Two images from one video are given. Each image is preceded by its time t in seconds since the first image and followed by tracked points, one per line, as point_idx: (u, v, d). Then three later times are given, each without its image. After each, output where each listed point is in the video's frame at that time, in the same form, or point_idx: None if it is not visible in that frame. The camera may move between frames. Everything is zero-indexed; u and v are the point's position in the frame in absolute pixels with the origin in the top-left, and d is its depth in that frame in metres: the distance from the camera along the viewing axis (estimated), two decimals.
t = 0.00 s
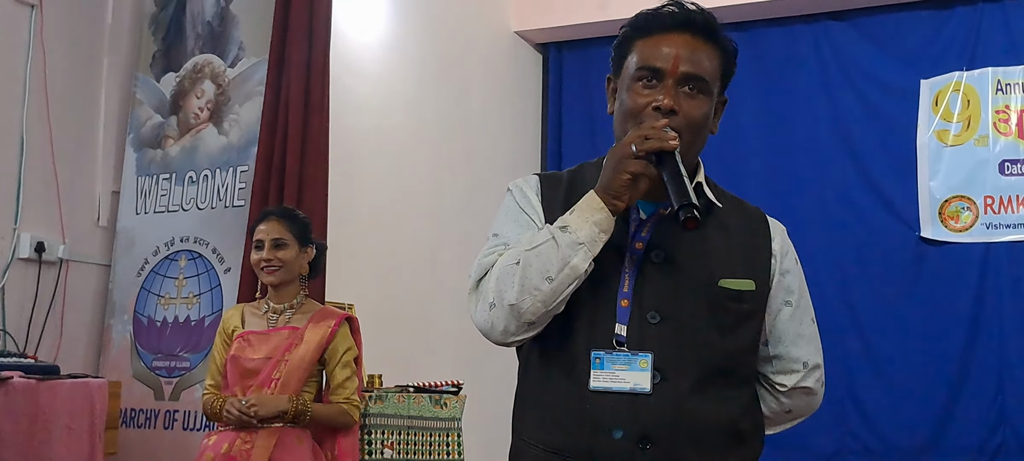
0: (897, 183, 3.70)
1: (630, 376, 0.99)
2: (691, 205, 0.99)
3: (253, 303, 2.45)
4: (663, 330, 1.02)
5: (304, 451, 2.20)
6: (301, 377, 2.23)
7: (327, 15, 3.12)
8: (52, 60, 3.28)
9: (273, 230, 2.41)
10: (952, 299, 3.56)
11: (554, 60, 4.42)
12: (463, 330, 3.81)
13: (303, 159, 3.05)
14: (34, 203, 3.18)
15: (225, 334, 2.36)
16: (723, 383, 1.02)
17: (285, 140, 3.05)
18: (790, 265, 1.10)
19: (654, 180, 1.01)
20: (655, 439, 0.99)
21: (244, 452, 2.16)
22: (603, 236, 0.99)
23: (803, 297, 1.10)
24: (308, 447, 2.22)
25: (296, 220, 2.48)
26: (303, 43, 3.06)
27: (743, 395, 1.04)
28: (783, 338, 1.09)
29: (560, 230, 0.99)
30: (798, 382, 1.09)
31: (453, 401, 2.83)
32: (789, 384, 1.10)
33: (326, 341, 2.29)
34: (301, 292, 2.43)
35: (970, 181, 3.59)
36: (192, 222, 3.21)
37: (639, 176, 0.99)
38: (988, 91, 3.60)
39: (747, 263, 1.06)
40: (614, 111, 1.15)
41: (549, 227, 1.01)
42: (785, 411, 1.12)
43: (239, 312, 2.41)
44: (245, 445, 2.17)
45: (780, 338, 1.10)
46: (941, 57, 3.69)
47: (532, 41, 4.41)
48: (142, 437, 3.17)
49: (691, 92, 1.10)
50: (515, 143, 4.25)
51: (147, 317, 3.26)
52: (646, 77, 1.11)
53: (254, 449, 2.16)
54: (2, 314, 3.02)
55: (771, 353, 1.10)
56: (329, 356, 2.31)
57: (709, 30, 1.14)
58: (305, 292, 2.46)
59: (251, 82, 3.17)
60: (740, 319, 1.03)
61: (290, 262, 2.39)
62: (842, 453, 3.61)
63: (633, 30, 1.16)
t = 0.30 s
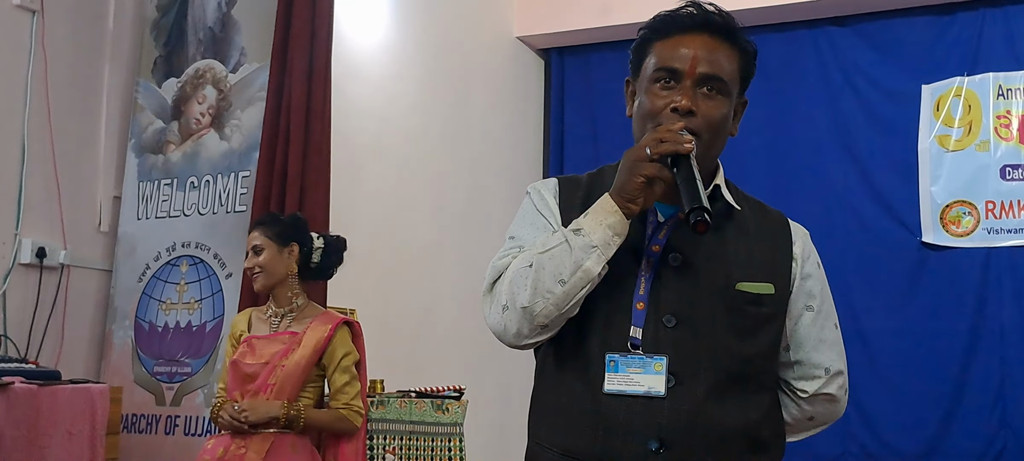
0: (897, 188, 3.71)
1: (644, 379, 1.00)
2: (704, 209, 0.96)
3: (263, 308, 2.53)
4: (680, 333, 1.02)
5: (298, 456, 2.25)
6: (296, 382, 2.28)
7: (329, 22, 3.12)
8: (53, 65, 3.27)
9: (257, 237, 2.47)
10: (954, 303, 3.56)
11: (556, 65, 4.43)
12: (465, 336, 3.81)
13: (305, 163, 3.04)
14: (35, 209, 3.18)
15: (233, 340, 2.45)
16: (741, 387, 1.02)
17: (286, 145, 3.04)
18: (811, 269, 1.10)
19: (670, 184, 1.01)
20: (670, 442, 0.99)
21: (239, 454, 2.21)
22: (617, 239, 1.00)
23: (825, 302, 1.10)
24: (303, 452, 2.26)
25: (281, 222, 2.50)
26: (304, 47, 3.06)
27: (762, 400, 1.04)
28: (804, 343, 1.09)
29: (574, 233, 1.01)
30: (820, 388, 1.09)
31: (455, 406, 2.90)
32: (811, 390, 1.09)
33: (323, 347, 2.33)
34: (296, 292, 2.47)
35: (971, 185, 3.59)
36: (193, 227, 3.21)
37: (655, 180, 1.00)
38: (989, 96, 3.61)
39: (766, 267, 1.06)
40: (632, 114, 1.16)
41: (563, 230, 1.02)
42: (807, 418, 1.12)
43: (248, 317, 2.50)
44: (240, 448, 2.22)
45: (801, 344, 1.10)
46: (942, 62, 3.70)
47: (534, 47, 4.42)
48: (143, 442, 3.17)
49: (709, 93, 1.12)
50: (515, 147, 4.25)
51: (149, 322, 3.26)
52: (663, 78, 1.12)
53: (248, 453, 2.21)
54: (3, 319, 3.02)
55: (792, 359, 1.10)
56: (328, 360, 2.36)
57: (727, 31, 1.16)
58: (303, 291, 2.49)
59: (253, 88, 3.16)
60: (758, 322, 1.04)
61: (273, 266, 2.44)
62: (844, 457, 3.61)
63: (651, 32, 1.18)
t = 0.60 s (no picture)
0: (899, 191, 3.70)
1: (658, 376, 1.02)
2: (711, 202, 0.97)
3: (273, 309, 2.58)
4: (694, 331, 1.04)
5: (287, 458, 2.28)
6: (285, 384, 2.30)
7: (331, 25, 3.12)
8: (56, 68, 3.27)
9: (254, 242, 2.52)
10: (955, 307, 3.56)
11: (557, 68, 4.43)
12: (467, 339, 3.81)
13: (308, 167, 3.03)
14: (37, 212, 3.18)
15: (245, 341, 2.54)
16: (757, 387, 1.04)
17: (289, 148, 3.04)
18: (829, 271, 1.11)
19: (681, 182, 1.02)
20: (683, 442, 1.00)
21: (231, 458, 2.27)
22: (628, 236, 1.02)
23: (844, 305, 1.11)
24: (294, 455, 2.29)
25: (277, 226, 2.53)
26: (306, 50, 3.06)
27: (778, 401, 1.05)
28: (822, 346, 1.11)
29: (585, 231, 1.02)
30: (838, 392, 1.10)
31: (457, 410, 2.91)
32: (829, 394, 1.11)
33: (313, 348, 2.34)
34: (294, 294, 2.49)
35: (973, 190, 3.60)
36: (195, 231, 3.21)
37: (665, 177, 1.01)
38: (990, 100, 3.61)
39: (783, 268, 1.08)
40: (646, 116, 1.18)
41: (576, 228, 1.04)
42: (825, 422, 1.13)
43: (258, 317, 2.57)
44: (232, 453, 2.27)
45: (819, 346, 1.11)
46: (942, 67, 3.70)
47: (535, 50, 4.42)
48: (145, 446, 3.17)
49: (721, 93, 1.13)
50: (517, 151, 4.25)
51: (150, 326, 3.26)
52: (675, 79, 1.14)
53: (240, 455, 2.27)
54: (4, 322, 3.01)
55: (810, 362, 1.12)
56: (320, 362, 2.35)
57: (739, 32, 1.18)
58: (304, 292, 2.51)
59: (255, 92, 3.15)
60: (774, 322, 1.05)
61: (267, 271, 2.48)
62: None
63: (664, 37, 1.20)
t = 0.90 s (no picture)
0: (871, 198, 3.92)
1: (659, 362, 1.13)
2: (707, 194, 1.13)
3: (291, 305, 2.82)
4: (693, 321, 1.16)
5: (303, 444, 2.51)
6: (302, 376, 2.53)
7: (343, 46, 3.36)
8: (89, 82, 3.54)
9: (275, 244, 2.75)
10: (923, 306, 3.76)
11: (555, 84, 4.69)
12: (467, 337, 4.05)
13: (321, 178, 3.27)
14: (71, 216, 3.44)
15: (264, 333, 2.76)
16: (752, 374, 1.15)
17: (304, 157, 3.28)
18: (818, 271, 1.24)
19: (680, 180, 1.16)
20: (682, 423, 1.11)
21: (251, 443, 2.50)
22: (631, 233, 1.16)
23: (831, 303, 1.23)
24: (309, 441, 2.52)
25: (297, 229, 2.75)
26: (320, 68, 3.29)
27: (771, 387, 1.16)
28: (813, 340, 1.22)
29: (591, 228, 1.16)
30: (828, 383, 1.21)
31: (461, 400, 3.30)
32: (819, 385, 1.22)
33: (327, 344, 2.56)
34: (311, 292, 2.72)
35: (940, 196, 3.78)
36: (218, 233, 3.46)
37: (665, 177, 1.15)
38: (956, 112, 3.80)
39: (776, 266, 1.20)
40: (644, 127, 1.33)
41: (582, 227, 1.18)
42: (816, 411, 1.24)
43: (278, 312, 2.80)
44: (252, 438, 2.50)
45: (810, 340, 1.22)
46: (914, 81, 3.91)
47: (535, 66, 4.69)
48: (172, 432, 3.44)
49: (711, 99, 1.29)
50: (516, 159, 4.51)
51: (177, 322, 3.51)
52: (668, 91, 1.29)
53: (259, 440, 2.49)
54: (42, 317, 3.28)
55: (802, 355, 1.23)
56: (334, 355, 2.58)
57: (720, 45, 1.33)
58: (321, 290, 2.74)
59: (274, 104, 3.41)
60: (769, 314, 1.17)
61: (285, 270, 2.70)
62: (822, 448, 3.85)
63: (653, 54, 1.36)
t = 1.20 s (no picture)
0: (856, 201, 4.08)
1: (665, 355, 1.14)
2: (702, 191, 1.14)
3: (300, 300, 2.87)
4: (693, 316, 1.17)
5: (311, 438, 2.54)
6: (310, 372, 2.56)
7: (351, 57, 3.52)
8: (106, 90, 3.69)
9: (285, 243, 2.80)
10: (903, 306, 3.92)
11: (552, 92, 4.88)
12: (467, 335, 4.20)
13: (330, 183, 3.42)
14: (89, 219, 3.59)
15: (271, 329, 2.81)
16: (751, 366, 1.16)
17: (313, 164, 3.42)
18: (806, 266, 1.25)
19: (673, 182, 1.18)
20: (690, 412, 1.13)
21: (260, 436, 2.53)
22: (630, 235, 1.17)
23: (820, 296, 1.24)
24: (317, 435, 2.55)
25: (306, 230, 2.79)
26: (329, 78, 3.45)
27: (769, 378, 1.16)
28: (805, 332, 1.22)
29: (590, 233, 1.17)
30: (821, 374, 1.21)
31: (462, 394, 3.52)
32: (813, 376, 1.21)
33: (334, 342, 2.60)
34: (317, 293, 2.75)
35: (921, 199, 3.93)
36: (230, 235, 3.60)
37: (659, 180, 1.17)
38: (936, 120, 3.95)
39: (767, 261, 1.21)
40: (633, 139, 1.37)
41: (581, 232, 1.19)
42: (811, 403, 1.23)
43: (285, 309, 2.85)
44: (261, 431, 2.54)
45: (802, 333, 1.22)
46: (896, 89, 4.06)
47: (533, 75, 4.86)
48: (186, 425, 3.59)
49: (694, 104, 1.33)
50: (515, 162, 4.68)
51: (190, 319, 3.66)
52: (653, 101, 1.33)
53: (269, 433, 2.53)
54: (61, 315, 3.43)
55: (794, 348, 1.22)
56: (341, 352, 2.61)
57: (696, 56, 1.39)
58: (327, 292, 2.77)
59: (283, 112, 3.54)
60: (764, 307, 1.18)
61: (292, 269, 2.74)
62: (808, 441, 4.01)
63: (634, 70, 1.41)
